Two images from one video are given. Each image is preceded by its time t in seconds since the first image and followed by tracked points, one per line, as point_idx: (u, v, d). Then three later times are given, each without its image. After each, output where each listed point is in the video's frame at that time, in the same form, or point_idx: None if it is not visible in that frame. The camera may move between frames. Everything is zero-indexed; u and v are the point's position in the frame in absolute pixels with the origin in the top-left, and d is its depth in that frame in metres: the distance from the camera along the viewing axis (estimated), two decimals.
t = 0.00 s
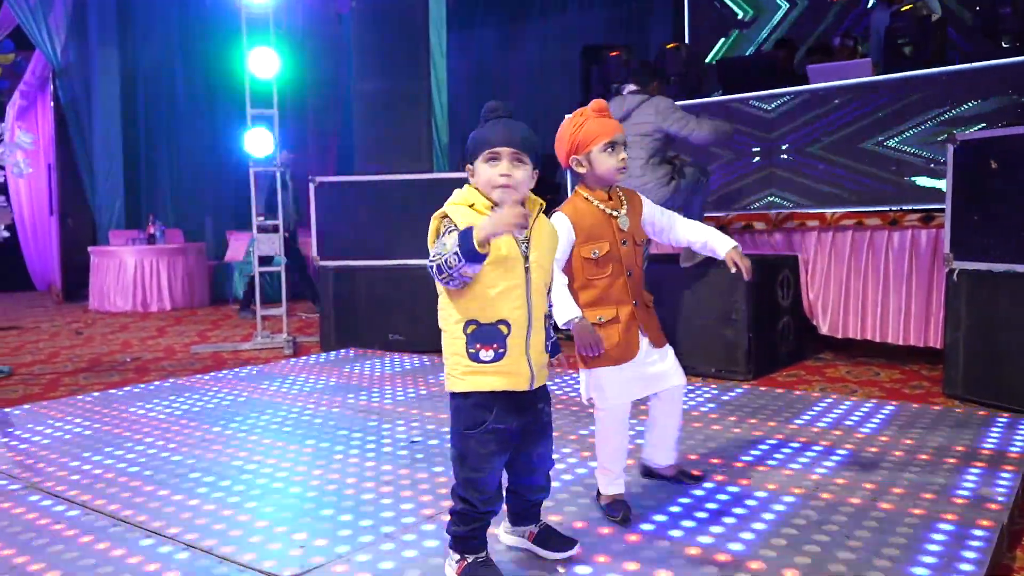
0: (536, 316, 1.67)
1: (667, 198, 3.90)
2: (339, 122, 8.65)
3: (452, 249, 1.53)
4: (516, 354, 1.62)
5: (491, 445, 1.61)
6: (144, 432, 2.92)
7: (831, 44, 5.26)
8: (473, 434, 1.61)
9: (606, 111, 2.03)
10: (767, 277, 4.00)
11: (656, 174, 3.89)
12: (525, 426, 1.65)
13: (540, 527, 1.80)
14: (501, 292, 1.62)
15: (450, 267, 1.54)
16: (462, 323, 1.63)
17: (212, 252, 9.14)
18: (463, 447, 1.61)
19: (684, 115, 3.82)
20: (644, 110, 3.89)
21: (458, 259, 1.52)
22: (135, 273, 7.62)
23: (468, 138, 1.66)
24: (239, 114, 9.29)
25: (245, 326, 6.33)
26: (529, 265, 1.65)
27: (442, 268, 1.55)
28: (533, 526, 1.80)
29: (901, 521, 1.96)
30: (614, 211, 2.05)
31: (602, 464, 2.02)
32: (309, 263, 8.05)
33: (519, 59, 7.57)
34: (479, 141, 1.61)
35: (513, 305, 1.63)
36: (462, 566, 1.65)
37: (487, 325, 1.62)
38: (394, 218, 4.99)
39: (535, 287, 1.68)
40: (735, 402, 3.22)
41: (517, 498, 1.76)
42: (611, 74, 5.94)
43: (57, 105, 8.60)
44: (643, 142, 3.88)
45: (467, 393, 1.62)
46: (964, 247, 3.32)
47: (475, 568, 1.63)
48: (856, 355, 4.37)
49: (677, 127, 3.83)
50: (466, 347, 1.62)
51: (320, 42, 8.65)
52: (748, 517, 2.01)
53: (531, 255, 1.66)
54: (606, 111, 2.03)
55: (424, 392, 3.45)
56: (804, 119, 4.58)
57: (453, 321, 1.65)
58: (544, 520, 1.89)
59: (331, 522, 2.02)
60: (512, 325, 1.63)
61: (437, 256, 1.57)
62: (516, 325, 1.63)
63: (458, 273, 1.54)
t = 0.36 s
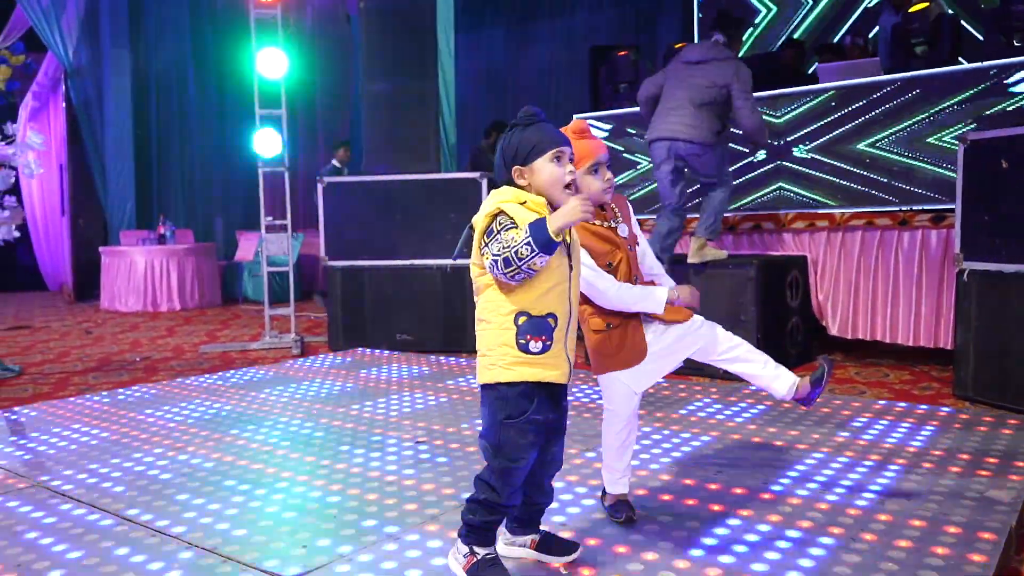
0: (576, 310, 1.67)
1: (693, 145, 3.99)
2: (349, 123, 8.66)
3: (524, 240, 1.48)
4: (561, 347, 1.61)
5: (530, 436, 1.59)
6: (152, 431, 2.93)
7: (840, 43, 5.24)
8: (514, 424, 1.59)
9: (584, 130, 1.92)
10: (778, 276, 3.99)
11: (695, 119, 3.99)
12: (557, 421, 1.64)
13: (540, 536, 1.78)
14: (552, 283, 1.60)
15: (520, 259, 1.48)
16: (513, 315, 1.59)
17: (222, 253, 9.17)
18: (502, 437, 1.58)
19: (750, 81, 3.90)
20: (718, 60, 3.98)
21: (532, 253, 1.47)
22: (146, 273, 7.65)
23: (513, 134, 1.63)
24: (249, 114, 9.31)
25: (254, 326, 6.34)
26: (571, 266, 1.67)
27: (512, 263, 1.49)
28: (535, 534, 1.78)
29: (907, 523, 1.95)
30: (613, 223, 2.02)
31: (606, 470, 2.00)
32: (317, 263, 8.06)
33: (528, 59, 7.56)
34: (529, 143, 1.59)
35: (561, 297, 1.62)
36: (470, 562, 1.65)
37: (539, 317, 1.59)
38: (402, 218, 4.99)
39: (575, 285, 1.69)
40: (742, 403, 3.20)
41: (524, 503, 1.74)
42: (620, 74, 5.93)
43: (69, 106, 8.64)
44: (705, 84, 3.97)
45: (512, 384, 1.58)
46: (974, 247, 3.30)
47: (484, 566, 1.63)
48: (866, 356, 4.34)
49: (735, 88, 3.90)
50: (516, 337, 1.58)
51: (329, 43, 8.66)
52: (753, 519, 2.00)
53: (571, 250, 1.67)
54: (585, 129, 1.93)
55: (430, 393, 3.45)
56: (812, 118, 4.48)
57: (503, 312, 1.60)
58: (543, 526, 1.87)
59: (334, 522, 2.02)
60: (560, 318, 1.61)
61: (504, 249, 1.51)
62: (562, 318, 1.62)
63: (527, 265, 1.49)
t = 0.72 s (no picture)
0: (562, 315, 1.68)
1: (715, 116, 4.21)
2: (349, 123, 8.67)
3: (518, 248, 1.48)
4: (547, 352, 1.62)
5: (518, 443, 1.60)
6: (148, 432, 2.93)
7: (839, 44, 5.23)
8: (501, 432, 1.59)
9: (576, 124, 1.93)
10: (775, 277, 3.99)
11: (716, 85, 4.18)
12: (546, 425, 1.65)
13: (530, 536, 1.77)
14: (537, 289, 1.61)
15: (515, 266, 1.49)
16: (498, 322, 1.59)
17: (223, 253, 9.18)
18: (490, 445, 1.59)
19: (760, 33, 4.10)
20: (727, 25, 4.19)
21: (527, 261, 1.48)
22: (146, 274, 7.66)
23: (492, 135, 1.64)
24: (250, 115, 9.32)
25: (254, 327, 6.35)
26: (557, 268, 1.67)
27: (505, 272, 1.50)
28: (525, 534, 1.77)
29: (899, 525, 1.95)
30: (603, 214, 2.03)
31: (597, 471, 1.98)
32: (317, 264, 8.07)
33: (528, 60, 7.56)
34: (513, 142, 1.58)
35: (546, 303, 1.62)
36: (469, 568, 1.62)
37: (525, 323, 1.59)
38: (400, 218, 5.00)
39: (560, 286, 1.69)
40: (739, 404, 3.20)
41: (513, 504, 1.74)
42: (619, 74, 5.93)
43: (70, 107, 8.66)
44: (720, 50, 4.18)
45: (499, 392, 1.59)
46: (971, 248, 3.30)
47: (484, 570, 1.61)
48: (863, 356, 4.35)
49: (747, 44, 4.10)
50: (502, 345, 1.58)
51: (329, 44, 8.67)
52: (745, 520, 2.00)
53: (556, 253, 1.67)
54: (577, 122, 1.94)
55: (427, 394, 3.45)
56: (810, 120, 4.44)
57: (487, 320, 1.60)
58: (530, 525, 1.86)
59: (328, 523, 2.02)
60: (545, 323, 1.62)
61: (495, 258, 1.51)
62: (548, 323, 1.62)
63: (523, 273, 1.49)
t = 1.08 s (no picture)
0: (527, 320, 1.69)
1: (730, 111, 4.24)
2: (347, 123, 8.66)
3: (472, 245, 1.48)
4: (513, 358, 1.63)
5: (489, 451, 1.61)
6: (142, 432, 2.93)
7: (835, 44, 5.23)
8: (471, 442, 1.61)
9: (598, 140, 2.04)
10: (768, 278, 3.97)
11: (725, 79, 4.22)
12: (516, 431, 1.66)
13: (520, 532, 1.79)
14: (499, 295, 1.62)
15: (467, 264, 1.48)
16: (461, 330, 1.60)
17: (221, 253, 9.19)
18: (460, 455, 1.61)
19: (755, 20, 4.13)
20: (721, 18, 4.24)
21: (482, 257, 1.47)
22: (144, 273, 7.66)
23: (457, 129, 1.63)
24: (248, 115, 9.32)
25: (251, 327, 6.36)
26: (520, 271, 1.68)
27: (460, 269, 1.49)
28: (513, 530, 1.78)
29: (890, 525, 1.95)
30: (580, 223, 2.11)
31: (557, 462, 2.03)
32: (315, 264, 8.08)
33: (525, 59, 7.56)
34: (473, 138, 1.60)
35: (510, 309, 1.63)
36: (456, 569, 1.63)
37: (488, 330, 1.60)
38: (397, 218, 5.01)
39: (525, 289, 1.70)
40: (732, 404, 3.21)
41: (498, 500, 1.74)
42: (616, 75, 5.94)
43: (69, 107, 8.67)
44: (719, 45, 4.23)
45: (466, 400, 1.59)
46: (964, 247, 3.30)
47: (471, 570, 1.62)
48: (859, 357, 4.35)
49: (746, 32, 4.12)
50: (466, 353, 1.59)
51: (328, 44, 8.67)
52: (735, 520, 2.01)
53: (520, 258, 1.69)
54: (598, 139, 2.04)
55: (421, 394, 3.46)
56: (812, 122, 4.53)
57: (450, 327, 1.60)
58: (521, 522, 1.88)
59: (320, 523, 2.02)
60: (510, 327, 1.63)
61: (450, 255, 1.50)
62: (513, 327, 1.64)
63: (475, 271, 1.48)
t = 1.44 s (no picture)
0: (535, 316, 1.69)
1: (745, 112, 4.24)
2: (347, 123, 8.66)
3: (472, 246, 1.50)
4: (521, 354, 1.63)
5: (495, 445, 1.61)
6: (142, 432, 2.94)
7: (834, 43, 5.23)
8: (477, 435, 1.61)
9: (576, 127, 2.03)
10: (768, 279, 3.98)
11: (740, 81, 4.22)
12: (522, 427, 1.67)
13: (517, 530, 1.83)
14: (507, 290, 1.62)
15: (467, 263, 1.51)
16: (470, 325, 1.61)
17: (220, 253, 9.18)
18: (466, 450, 1.61)
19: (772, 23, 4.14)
20: (736, 18, 4.21)
21: (481, 257, 1.50)
22: (143, 272, 7.66)
23: (467, 133, 1.64)
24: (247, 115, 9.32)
25: (250, 327, 6.36)
26: (528, 268, 1.68)
27: (461, 270, 1.52)
28: (511, 528, 1.82)
29: (889, 524, 1.96)
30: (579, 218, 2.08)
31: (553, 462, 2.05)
32: (315, 263, 8.08)
33: (525, 58, 7.55)
34: (481, 142, 1.61)
35: (517, 305, 1.64)
36: (457, 568, 1.64)
37: (497, 326, 1.61)
38: (397, 218, 5.00)
39: (533, 287, 1.71)
40: (732, 404, 3.21)
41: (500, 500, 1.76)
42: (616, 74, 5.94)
43: (68, 106, 8.67)
44: (733, 44, 4.21)
45: (474, 394, 1.60)
46: (964, 247, 3.30)
47: (472, 569, 1.63)
48: (858, 357, 4.35)
49: (765, 32, 4.13)
50: (475, 348, 1.60)
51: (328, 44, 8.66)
52: (734, 519, 2.01)
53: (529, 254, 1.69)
54: (576, 126, 2.03)
55: (421, 393, 3.46)
56: (813, 116, 4.52)
57: (459, 323, 1.61)
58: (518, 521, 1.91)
59: (320, 522, 2.03)
60: (518, 324, 1.64)
61: (452, 256, 1.53)
62: (521, 323, 1.64)
63: (476, 270, 1.51)
